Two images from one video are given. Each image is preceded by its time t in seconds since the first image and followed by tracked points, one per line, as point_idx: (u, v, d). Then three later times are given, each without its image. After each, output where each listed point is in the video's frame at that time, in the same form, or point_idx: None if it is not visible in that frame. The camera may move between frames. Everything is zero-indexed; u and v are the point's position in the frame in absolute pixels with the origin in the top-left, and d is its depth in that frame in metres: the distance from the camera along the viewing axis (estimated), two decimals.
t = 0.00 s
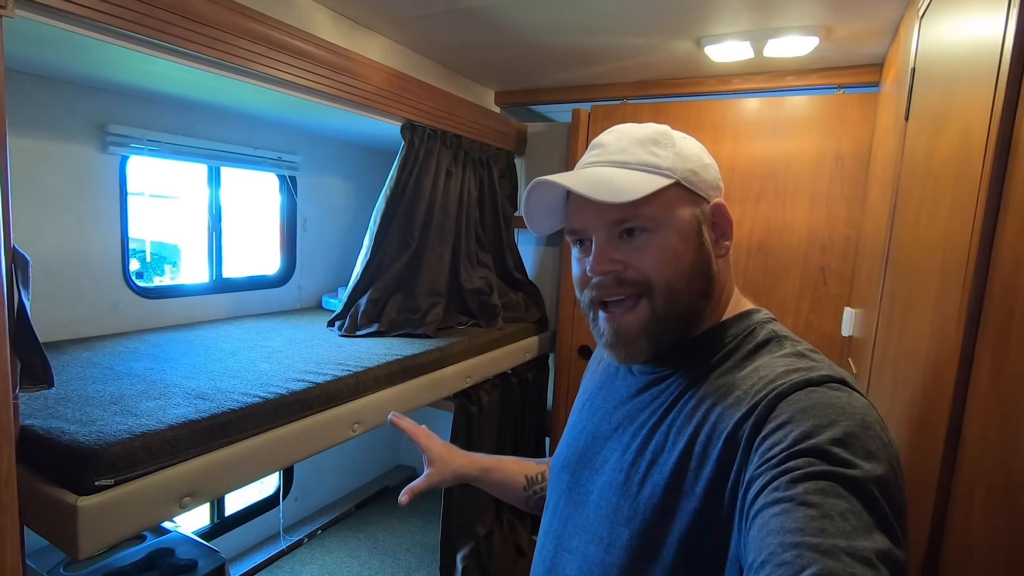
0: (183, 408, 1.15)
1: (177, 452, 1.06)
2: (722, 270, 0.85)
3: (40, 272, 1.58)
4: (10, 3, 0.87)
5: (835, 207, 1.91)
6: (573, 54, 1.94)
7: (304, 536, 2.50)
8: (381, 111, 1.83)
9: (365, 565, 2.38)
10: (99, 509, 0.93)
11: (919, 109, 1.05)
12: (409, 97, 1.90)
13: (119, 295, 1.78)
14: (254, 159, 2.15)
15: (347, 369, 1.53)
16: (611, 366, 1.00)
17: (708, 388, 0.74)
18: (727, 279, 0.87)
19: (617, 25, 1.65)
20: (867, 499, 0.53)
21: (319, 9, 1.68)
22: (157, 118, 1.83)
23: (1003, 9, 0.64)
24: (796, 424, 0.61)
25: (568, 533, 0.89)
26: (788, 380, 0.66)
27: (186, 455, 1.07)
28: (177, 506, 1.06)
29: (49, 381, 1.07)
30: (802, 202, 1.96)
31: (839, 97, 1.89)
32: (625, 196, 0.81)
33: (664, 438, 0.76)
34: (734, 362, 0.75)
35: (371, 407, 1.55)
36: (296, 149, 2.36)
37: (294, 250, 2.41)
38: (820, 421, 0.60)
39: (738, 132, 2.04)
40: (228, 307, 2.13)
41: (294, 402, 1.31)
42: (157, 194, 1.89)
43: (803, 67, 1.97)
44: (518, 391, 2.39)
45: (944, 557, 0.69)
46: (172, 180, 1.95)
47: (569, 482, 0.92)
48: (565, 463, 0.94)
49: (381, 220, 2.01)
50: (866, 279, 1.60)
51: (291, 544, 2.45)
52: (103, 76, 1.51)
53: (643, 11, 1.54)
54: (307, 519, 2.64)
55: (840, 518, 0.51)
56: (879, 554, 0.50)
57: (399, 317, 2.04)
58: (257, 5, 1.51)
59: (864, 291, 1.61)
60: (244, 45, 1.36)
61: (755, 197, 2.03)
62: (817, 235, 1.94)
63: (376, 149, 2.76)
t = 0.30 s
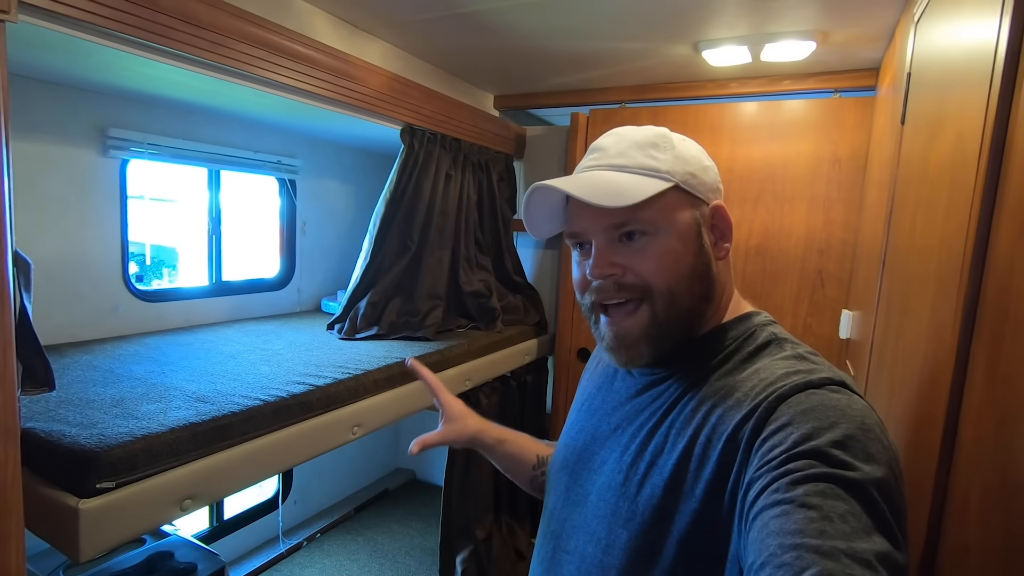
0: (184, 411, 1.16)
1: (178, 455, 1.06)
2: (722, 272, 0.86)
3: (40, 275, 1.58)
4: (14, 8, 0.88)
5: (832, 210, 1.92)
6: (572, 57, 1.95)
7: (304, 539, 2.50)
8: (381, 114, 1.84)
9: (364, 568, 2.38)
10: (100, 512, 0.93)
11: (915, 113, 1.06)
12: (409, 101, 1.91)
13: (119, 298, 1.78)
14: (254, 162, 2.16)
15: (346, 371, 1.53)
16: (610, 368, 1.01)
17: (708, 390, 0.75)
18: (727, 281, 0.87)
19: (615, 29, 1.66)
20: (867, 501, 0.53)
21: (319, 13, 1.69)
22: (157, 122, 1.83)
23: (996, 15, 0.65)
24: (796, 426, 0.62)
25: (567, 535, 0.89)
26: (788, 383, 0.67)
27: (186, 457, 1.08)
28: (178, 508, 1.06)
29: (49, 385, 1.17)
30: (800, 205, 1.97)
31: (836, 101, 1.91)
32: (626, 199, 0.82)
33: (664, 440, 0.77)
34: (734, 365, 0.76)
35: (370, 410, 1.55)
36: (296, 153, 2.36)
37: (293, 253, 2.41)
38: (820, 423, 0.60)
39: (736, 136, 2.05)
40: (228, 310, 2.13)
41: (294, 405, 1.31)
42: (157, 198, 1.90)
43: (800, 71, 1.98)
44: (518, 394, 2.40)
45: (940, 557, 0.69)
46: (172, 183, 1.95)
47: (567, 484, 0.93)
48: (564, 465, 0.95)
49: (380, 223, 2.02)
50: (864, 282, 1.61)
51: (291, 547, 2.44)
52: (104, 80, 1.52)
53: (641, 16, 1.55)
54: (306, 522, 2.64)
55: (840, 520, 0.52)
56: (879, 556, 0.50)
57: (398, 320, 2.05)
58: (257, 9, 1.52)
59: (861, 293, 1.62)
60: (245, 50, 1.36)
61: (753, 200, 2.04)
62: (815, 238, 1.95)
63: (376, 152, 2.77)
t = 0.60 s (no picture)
0: (185, 413, 1.16)
1: (180, 457, 1.06)
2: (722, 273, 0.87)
3: (40, 278, 1.59)
4: (15, 12, 0.89)
5: (830, 211, 1.93)
6: (570, 60, 1.95)
7: (304, 541, 2.50)
8: (380, 117, 1.85)
9: (364, 570, 2.38)
10: (101, 514, 0.93)
11: (912, 114, 1.07)
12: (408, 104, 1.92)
13: (119, 300, 1.78)
14: (253, 165, 2.16)
15: (346, 373, 1.53)
16: (608, 369, 1.01)
17: (706, 391, 0.75)
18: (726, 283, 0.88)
19: (613, 32, 1.66)
20: (866, 501, 0.54)
21: (319, 16, 1.69)
22: (157, 125, 1.84)
23: (991, 16, 0.65)
24: (794, 426, 0.62)
25: (566, 536, 0.89)
26: (787, 383, 0.67)
27: (187, 460, 1.08)
28: (179, 511, 1.07)
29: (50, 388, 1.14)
30: (798, 206, 1.98)
31: (834, 103, 1.91)
32: (627, 200, 0.82)
33: (663, 441, 0.77)
34: (733, 366, 0.76)
35: (370, 412, 1.55)
36: (295, 155, 2.37)
37: (293, 256, 2.41)
38: (819, 424, 0.61)
39: (734, 137, 2.06)
40: (227, 312, 2.13)
41: (293, 407, 1.31)
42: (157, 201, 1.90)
43: (797, 73, 1.99)
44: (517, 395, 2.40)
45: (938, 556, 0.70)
46: (172, 186, 1.96)
47: (566, 485, 0.93)
48: (563, 466, 0.95)
49: (380, 225, 2.02)
50: (862, 283, 1.61)
51: (291, 550, 2.44)
52: (104, 84, 1.52)
53: (639, 18, 1.56)
54: (306, 525, 2.64)
55: (838, 520, 0.52)
56: (878, 557, 0.50)
57: (398, 322, 2.05)
58: (257, 12, 1.53)
59: (860, 294, 1.62)
60: (244, 53, 1.37)
61: (752, 201, 2.05)
62: (813, 239, 1.96)
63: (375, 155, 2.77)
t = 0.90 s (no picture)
0: (189, 415, 1.16)
1: (184, 458, 1.07)
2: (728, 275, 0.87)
3: (45, 281, 1.59)
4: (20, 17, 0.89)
5: (832, 211, 1.93)
6: (572, 60, 1.95)
7: (307, 542, 2.51)
8: (382, 118, 1.85)
9: (367, 571, 2.38)
10: (107, 516, 0.94)
11: (914, 113, 1.07)
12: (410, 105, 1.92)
13: (123, 303, 1.79)
14: (256, 167, 2.17)
15: (349, 374, 1.54)
16: (610, 370, 1.01)
17: (707, 392, 0.75)
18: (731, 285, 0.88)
19: (615, 32, 1.67)
20: (866, 502, 0.54)
21: (321, 18, 1.70)
22: (160, 127, 1.85)
23: (993, 17, 0.66)
24: (795, 427, 0.62)
25: (569, 537, 0.90)
26: (787, 384, 0.68)
27: (192, 461, 1.08)
28: (184, 512, 1.07)
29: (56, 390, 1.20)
30: (800, 206, 1.98)
31: (835, 103, 1.92)
32: (642, 203, 0.81)
33: (664, 442, 0.77)
34: (734, 366, 0.76)
35: (373, 414, 1.55)
36: (298, 157, 2.37)
37: (295, 257, 2.42)
38: (819, 424, 0.61)
39: (736, 138, 2.06)
40: (230, 314, 2.14)
41: (297, 409, 1.32)
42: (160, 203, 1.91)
43: (799, 73, 2.00)
44: (520, 396, 2.40)
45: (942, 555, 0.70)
46: (175, 189, 1.96)
47: (568, 486, 0.93)
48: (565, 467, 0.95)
49: (382, 227, 2.02)
50: (864, 283, 1.61)
51: (294, 550, 2.45)
52: (109, 87, 1.53)
53: (640, 19, 1.56)
54: (309, 526, 2.64)
55: (839, 520, 0.53)
56: (878, 557, 0.51)
57: (400, 323, 2.06)
58: (259, 15, 1.53)
59: (862, 294, 1.62)
60: (247, 55, 1.37)
61: (753, 202, 2.05)
62: (815, 239, 1.96)
63: (376, 156, 2.78)
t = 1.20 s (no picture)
0: (194, 413, 1.17)
1: (190, 456, 1.07)
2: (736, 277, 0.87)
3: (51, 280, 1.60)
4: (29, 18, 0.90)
5: (836, 211, 1.93)
6: (576, 61, 1.96)
7: (310, 541, 2.51)
8: (387, 119, 1.86)
9: (370, 570, 2.39)
10: (113, 513, 0.94)
11: (917, 115, 1.07)
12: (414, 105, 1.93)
13: (128, 302, 1.80)
14: (260, 167, 2.18)
15: (353, 374, 1.54)
16: (613, 371, 1.01)
17: (709, 393, 0.76)
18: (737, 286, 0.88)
19: (619, 33, 1.67)
20: (869, 502, 0.54)
21: (326, 18, 1.71)
22: (166, 127, 1.85)
23: (999, 17, 0.66)
24: (797, 427, 0.62)
25: (571, 539, 0.90)
26: (789, 384, 0.68)
27: (197, 459, 1.09)
28: (189, 510, 1.08)
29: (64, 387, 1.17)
30: (804, 207, 1.98)
31: (839, 103, 1.91)
32: (662, 187, 0.81)
33: (666, 443, 0.78)
34: (735, 367, 0.76)
35: (376, 413, 1.56)
36: (302, 157, 2.38)
37: (299, 257, 2.43)
38: (821, 425, 0.61)
39: (739, 138, 2.06)
40: (235, 313, 2.15)
41: (301, 408, 1.32)
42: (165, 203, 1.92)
43: (803, 73, 2.00)
44: (523, 396, 2.40)
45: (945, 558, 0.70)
46: (180, 189, 1.97)
47: (570, 487, 0.94)
48: (567, 468, 0.96)
49: (386, 226, 2.03)
50: (868, 283, 1.61)
51: (297, 549, 2.45)
52: (115, 87, 1.54)
53: (645, 20, 1.56)
54: (313, 524, 2.65)
55: (841, 521, 0.53)
56: (881, 557, 0.51)
57: (403, 322, 2.06)
58: (265, 15, 1.54)
59: (865, 295, 1.62)
60: (252, 55, 1.38)
61: (757, 202, 2.05)
62: (819, 239, 1.96)
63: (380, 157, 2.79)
